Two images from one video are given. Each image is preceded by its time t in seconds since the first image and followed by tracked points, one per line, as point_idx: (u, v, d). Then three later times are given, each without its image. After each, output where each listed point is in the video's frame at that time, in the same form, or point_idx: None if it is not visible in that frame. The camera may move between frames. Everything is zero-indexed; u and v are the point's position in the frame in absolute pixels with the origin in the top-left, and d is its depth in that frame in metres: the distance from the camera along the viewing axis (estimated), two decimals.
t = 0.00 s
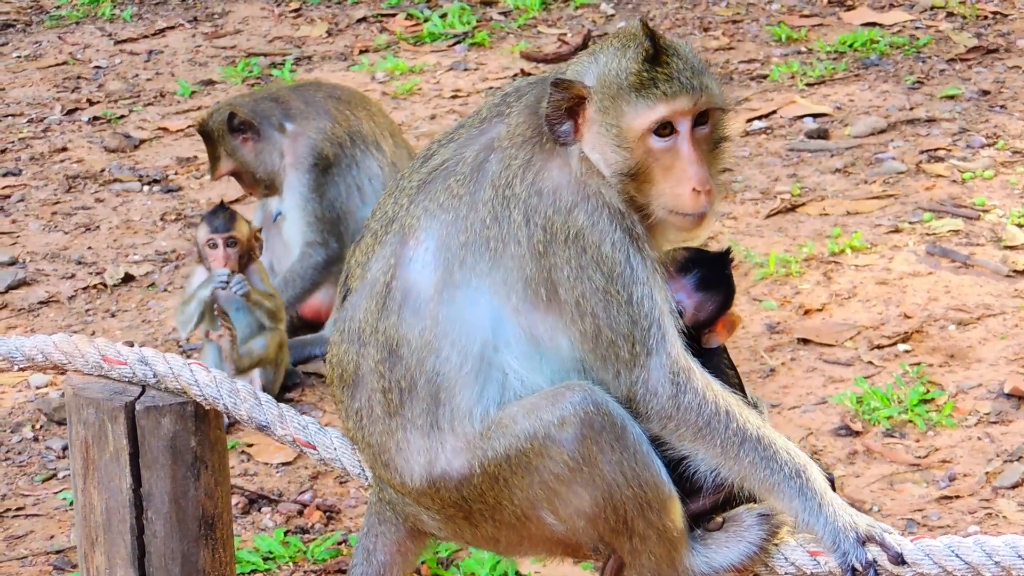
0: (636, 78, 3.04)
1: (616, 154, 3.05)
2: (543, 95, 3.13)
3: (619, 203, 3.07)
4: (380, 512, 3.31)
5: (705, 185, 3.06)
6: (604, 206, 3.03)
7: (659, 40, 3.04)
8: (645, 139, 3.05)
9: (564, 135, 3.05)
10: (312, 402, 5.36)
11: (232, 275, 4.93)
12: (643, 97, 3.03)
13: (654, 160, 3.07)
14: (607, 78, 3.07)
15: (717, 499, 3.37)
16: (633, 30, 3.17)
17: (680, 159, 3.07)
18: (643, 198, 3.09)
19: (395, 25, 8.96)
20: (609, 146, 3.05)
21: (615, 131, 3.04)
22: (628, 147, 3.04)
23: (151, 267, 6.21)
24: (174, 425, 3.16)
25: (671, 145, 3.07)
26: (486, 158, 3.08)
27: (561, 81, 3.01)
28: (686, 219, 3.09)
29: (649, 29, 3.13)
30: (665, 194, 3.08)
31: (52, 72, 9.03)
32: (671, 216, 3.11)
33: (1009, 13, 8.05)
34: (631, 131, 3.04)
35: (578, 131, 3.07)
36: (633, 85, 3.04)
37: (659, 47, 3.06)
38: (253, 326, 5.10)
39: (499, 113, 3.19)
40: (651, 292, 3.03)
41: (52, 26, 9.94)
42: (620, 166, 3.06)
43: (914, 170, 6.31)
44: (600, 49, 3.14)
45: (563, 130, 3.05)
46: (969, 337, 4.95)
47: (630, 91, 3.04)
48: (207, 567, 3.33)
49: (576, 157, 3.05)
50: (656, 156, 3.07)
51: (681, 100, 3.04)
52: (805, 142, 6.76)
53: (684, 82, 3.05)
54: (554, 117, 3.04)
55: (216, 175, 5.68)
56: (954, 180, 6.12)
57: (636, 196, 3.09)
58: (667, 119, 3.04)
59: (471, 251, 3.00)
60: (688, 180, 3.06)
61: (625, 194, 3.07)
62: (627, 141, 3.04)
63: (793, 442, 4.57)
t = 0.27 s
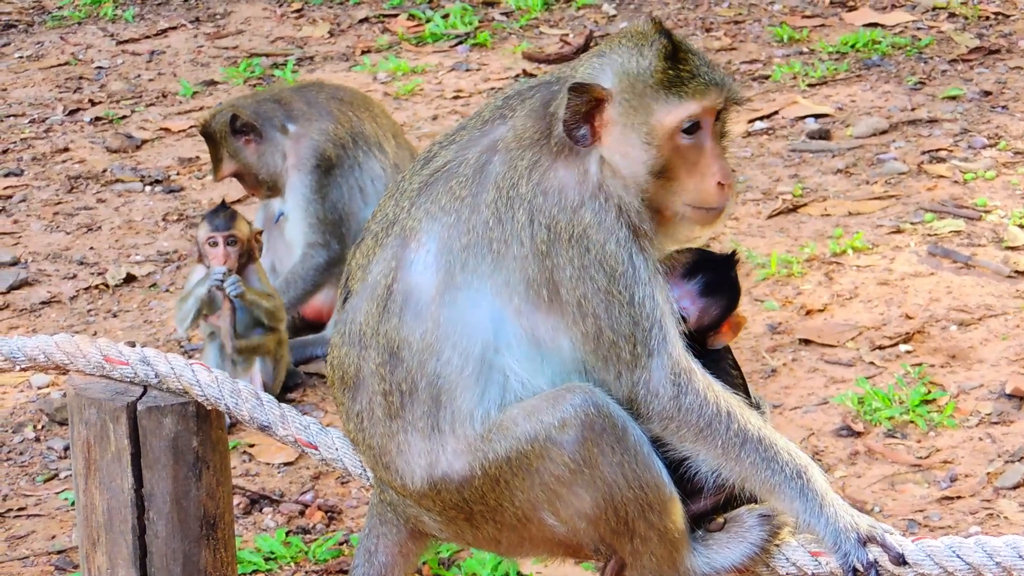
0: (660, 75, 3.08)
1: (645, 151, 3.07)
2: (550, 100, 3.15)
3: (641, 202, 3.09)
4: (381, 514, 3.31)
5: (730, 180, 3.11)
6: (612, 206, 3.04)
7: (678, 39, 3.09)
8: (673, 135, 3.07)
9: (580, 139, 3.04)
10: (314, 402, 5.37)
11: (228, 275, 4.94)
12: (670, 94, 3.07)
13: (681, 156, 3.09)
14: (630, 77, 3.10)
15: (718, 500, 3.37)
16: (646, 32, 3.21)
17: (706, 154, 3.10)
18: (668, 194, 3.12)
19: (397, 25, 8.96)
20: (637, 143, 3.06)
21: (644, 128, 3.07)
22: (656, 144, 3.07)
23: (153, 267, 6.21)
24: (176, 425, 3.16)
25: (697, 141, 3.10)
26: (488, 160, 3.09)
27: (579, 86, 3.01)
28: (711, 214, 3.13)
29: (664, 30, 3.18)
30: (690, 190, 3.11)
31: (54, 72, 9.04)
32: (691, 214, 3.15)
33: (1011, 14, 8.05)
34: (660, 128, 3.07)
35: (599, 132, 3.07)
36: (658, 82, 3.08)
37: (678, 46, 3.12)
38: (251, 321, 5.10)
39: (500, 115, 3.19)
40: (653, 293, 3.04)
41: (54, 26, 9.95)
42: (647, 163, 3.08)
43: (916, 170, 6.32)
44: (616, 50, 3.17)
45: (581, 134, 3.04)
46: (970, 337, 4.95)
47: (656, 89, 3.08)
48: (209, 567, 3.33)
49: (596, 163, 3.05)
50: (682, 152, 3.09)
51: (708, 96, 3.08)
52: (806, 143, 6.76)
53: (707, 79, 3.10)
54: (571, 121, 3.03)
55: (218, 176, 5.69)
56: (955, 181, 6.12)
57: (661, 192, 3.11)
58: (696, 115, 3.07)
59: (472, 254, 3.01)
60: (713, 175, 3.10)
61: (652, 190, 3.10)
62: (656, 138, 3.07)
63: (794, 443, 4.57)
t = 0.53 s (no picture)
0: (655, 74, 3.10)
1: (642, 150, 3.08)
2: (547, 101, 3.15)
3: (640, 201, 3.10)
4: (381, 516, 3.31)
5: (727, 177, 3.12)
6: (612, 206, 3.03)
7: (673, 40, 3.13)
8: (669, 133, 3.09)
9: (580, 139, 3.03)
10: (314, 403, 5.37)
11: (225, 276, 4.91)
12: (665, 93, 3.10)
13: (678, 154, 3.10)
14: (626, 76, 3.11)
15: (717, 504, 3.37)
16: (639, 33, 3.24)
17: (703, 152, 3.12)
18: (667, 192, 3.13)
19: (397, 27, 8.96)
20: (634, 142, 3.08)
21: (641, 127, 3.08)
22: (653, 143, 3.08)
23: (153, 269, 6.22)
24: (176, 427, 3.16)
25: (694, 139, 3.12)
26: (487, 162, 3.09)
27: (578, 84, 3.01)
28: (710, 213, 3.13)
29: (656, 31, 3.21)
30: (688, 188, 3.12)
31: (55, 74, 9.05)
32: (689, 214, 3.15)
33: (1011, 16, 8.04)
34: (656, 126, 3.09)
35: (597, 133, 3.07)
36: (653, 82, 3.10)
37: (673, 46, 3.15)
38: (250, 321, 5.08)
39: (499, 117, 3.19)
40: (652, 294, 3.03)
41: (54, 28, 9.95)
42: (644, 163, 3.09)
43: (916, 172, 6.31)
44: (611, 50, 3.19)
45: (579, 134, 3.04)
46: (971, 339, 4.95)
47: (651, 87, 3.10)
48: (209, 568, 3.33)
49: (594, 164, 3.05)
50: (679, 151, 3.10)
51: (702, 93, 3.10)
52: (807, 145, 6.76)
53: (701, 76, 3.12)
54: (570, 122, 3.02)
55: (219, 180, 5.69)
56: (955, 182, 6.12)
57: (660, 190, 3.12)
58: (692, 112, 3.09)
59: (471, 256, 3.01)
60: (710, 172, 3.11)
61: (651, 188, 3.11)
62: (653, 136, 3.08)
63: (794, 445, 4.57)
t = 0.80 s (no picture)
0: (637, 73, 3.07)
1: (624, 150, 3.06)
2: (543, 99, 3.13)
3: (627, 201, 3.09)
4: (381, 516, 3.31)
5: (713, 178, 3.07)
6: (609, 208, 3.03)
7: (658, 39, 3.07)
8: (651, 133, 3.06)
9: (567, 139, 3.05)
10: (316, 403, 5.37)
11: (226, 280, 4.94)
12: (646, 93, 3.06)
13: (661, 154, 3.08)
14: (608, 77, 3.09)
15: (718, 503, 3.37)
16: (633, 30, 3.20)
17: (687, 153, 3.08)
18: (652, 192, 3.10)
19: (399, 27, 8.96)
20: (614, 142, 3.06)
21: (621, 127, 3.06)
22: (634, 143, 3.06)
23: (155, 268, 6.22)
24: (177, 426, 3.16)
25: (677, 139, 3.08)
26: (486, 164, 3.08)
27: (562, 84, 3.01)
28: (696, 214, 3.09)
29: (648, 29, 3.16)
30: (673, 189, 3.09)
31: (56, 74, 9.05)
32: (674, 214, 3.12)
33: (1014, 16, 8.04)
34: (637, 127, 3.06)
35: (584, 131, 3.08)
36: (634, 81, 3.06)
37: (660, 45, 3.09)
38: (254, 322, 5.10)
39: (499, 117, 3.18)
40: (651, 296, 3.02)
41: (56, 27, 9.95)
42: (626, 163, 3.07)
43: (918, 172, 6.31)
44: (602, 48, 3.16)
45: (565, 134, 3.05)
46: (973, 339, 4.95)
47: (633, 87, 3.06)
48: (210, 568, 3.33)
49: (582, 161, 3.06)
50: (663, 151, 3.08)
51: (683, 93, 3.05)
52: (809, 145, 6.76)
53: (685, 75, 3.07)
54: (556, 120, 3.04)
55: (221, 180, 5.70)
56: (958, 182, 6.12)
57: (646, 190, 3.10)
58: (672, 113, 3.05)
59: (470, 258, 3.01)
60: (694, 173, 3.07)
61: (636, 188, 3.09)
62: (634, 136, 3.06)
63: (796, 445, 4.57)
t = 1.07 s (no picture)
0: (576, 72, 2.90)
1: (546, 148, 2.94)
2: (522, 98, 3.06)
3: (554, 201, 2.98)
4: (384, 511, 3.31)
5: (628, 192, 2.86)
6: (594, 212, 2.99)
7: (607, 30, 2.87)
8: (575, 136, 2.90)
9: (528, 125, 2.96)
10: (318, 403, 5.36)
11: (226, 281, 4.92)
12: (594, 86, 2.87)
13: (586, 160, 2.89)
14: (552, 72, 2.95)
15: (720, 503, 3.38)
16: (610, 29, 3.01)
17: (609, 161, 2.87)
18: (578, 199, 2.93)
19: (401, 26, 8.96)
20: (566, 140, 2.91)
21: (548, 126, 2.92)
22: (559, 144, 2.91)
23: (157, 268, 6.22)
24: (180, 426, 3.16)
25: (600, 146, 2.88)
26: (474, 165, 3.03)
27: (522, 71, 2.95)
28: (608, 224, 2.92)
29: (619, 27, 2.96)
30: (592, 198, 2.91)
31: (59, 73, 9.05)
32: (628, 225, 2.90)
33: (1016, 15, 8.04)
34: (561, 126, 2.90)
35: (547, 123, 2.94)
36: (571, 79, 2.90)
37: (615, 34, 2.90)
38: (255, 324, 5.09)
39: (489, 111, 3.12)
40: (642, 301, 3.02)
41: (58, 27, 9.96)
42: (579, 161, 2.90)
43: (921, 171, 6.31)
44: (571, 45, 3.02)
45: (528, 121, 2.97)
46: (976, 339, 4.94)
47: (568, 86, 2.90)
48: (212, 568, 3.33)
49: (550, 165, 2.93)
50: (584, 155, 2.89)
51: (607, 99, 2.86)
52: (811, 144, 6.75)
53: (619, 80, 2.87)
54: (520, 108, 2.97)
55: (223, 179, 5.70)
56: (960, 182, 6.12)
57: (572, 197, 2.93)
58: (597, 117, 2.86)
59: (463, 257, 2.99)
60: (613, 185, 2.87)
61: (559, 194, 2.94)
62: (560, 137, 2.91)
63: (798, 444, 4.56)
